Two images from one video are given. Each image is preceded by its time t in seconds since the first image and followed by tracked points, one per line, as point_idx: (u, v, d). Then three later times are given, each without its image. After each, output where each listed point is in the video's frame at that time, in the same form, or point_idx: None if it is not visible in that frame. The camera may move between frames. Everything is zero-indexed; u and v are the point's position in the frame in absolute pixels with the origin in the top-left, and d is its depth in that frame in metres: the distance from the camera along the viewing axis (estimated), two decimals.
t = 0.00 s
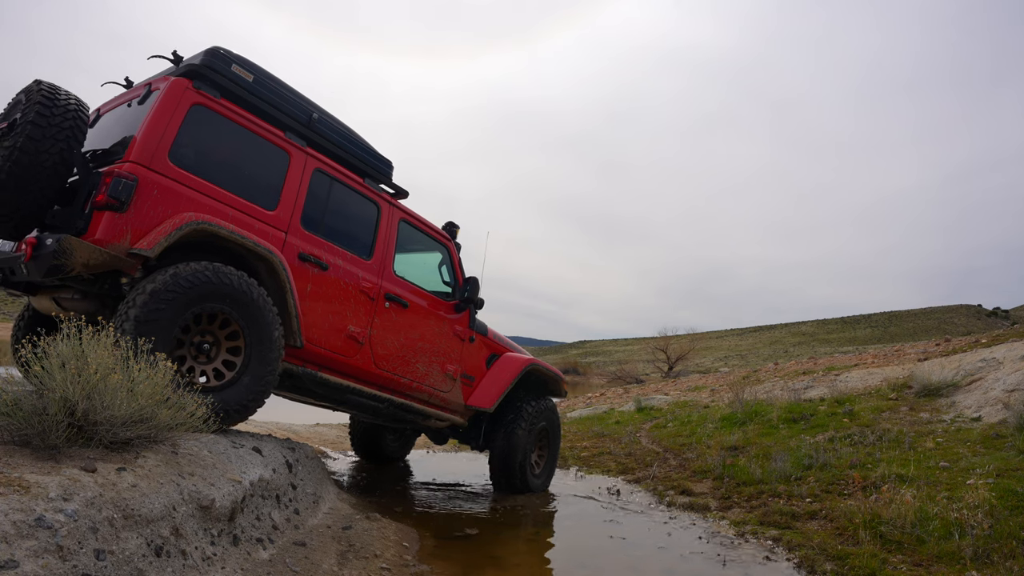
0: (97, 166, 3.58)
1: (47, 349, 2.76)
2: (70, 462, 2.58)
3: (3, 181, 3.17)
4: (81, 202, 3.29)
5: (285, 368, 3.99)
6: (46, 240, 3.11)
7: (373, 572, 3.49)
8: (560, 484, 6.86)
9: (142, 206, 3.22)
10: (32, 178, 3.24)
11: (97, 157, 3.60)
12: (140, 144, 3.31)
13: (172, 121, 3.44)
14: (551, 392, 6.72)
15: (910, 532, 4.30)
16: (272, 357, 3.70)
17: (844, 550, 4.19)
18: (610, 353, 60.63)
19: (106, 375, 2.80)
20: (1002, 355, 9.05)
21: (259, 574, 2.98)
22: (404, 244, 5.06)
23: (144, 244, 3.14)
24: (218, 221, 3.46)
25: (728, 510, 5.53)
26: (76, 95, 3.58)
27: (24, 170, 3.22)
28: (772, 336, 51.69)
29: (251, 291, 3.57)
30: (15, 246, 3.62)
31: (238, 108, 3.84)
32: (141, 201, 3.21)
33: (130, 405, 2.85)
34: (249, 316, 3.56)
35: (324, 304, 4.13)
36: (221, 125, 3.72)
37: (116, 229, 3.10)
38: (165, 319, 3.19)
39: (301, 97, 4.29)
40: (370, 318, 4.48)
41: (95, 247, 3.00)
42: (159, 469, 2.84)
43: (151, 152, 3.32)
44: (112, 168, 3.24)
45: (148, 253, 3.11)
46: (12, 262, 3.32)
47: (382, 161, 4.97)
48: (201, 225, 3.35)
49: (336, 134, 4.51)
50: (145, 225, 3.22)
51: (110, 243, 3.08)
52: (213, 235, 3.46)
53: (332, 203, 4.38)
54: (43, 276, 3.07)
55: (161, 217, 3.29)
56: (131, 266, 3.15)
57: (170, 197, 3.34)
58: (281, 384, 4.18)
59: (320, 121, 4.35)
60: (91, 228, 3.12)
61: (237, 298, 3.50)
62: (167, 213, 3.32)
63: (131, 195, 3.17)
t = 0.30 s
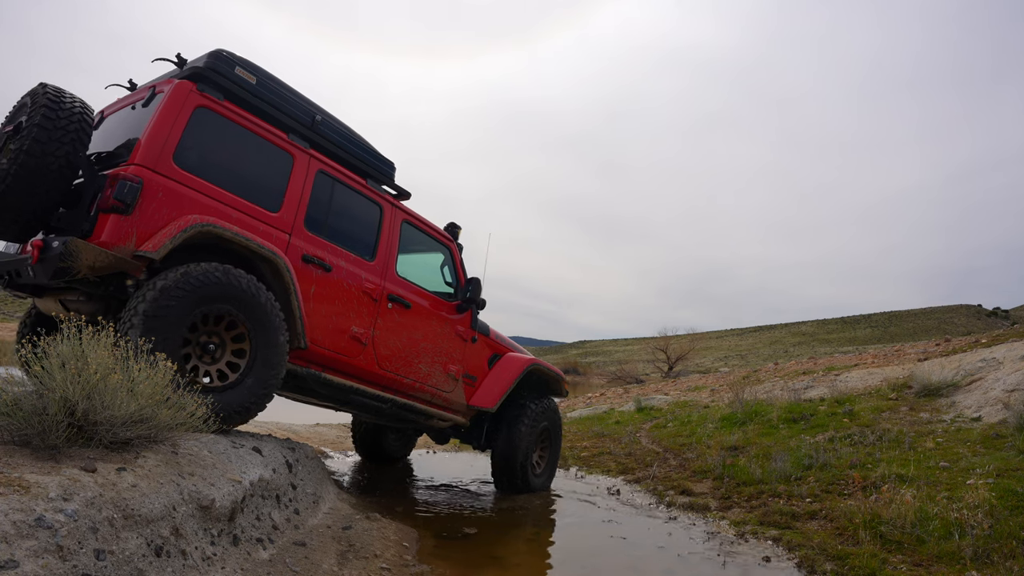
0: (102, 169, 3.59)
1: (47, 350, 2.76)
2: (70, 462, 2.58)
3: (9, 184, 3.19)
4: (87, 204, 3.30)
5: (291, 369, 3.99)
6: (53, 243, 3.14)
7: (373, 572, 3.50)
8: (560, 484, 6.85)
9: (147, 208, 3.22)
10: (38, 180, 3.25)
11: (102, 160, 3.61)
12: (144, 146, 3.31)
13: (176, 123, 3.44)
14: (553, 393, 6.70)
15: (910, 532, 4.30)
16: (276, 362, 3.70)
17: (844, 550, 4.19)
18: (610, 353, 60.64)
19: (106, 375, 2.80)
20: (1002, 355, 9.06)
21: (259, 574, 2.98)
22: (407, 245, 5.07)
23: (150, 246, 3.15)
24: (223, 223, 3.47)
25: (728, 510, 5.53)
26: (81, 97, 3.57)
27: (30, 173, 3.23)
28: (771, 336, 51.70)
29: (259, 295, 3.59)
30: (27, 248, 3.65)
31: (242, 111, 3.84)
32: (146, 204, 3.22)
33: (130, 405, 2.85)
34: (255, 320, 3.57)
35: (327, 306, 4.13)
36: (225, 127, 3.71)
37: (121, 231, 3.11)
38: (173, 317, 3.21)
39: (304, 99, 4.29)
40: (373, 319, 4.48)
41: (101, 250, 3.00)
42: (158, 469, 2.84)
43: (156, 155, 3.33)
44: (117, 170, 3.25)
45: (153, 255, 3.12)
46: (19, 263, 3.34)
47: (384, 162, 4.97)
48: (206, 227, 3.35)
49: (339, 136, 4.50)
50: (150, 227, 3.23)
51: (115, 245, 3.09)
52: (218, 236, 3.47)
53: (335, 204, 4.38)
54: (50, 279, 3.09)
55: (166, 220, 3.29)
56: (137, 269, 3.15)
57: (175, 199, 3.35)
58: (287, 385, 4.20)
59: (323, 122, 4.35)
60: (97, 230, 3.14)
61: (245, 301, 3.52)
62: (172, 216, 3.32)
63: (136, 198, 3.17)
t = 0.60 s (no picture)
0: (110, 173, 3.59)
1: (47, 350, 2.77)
2: (70, 462, 2.58)
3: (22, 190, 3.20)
4: (98, 208, 3.31)
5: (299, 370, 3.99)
6: (65, 246, 3.14)
7: (373, 572, 3.50)
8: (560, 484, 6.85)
9: (157, 212, 3.23)
10: (50, 186, 3.25)
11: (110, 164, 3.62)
12: (154, 151, 3.32)
13: (185, 128, 3.45)
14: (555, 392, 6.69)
15: (910, 532, 4.30)
16: (281, 371, 3.72)
17: (844, 550, 4.19)
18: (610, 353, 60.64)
19: (106, 375, 2.81)
20: (1002, 355, 9.06)
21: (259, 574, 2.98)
22: (411, 246, 5.07)
23: (160, 249, 3.15)
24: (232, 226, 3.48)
25: (728, 510, 5.54)
26: (91, 103, 3.58)
27: (41, 178, 3.22)
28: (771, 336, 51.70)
29: (274, 302, 3.64)
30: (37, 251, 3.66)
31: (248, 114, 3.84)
32: (156, 207, 3.22)
33: (130, 405, 2.85)
34: (267, 327, 3.62)
35: (334, 307, 4.14)
36: (232, 131, 3.71)
37: (132, 235, 3.11)
38: (189, 311, 3.26)
39: (309, 102, 4.29)
40: (379, 319, 4.49)
41: (111, 253, 3.02)
42: (158, 469, 2.84)
43: (165, 160, 3.34)
44: (127, 174, 3.25)
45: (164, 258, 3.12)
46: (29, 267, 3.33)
47: (388, 164, 4.97)
48: (215, 230, 3.36)
49: (344, 138, 4.50)
50: (160, 231, 3.23)
51: (126, 248, 3.09)
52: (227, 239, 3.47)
53: (340, 206, 4.38)
54: (63, 282, 3.11)
55: (176, 222, 3.30)
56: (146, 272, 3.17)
57: (184, 202, 3.35)
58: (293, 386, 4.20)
59: (328, 125, 4.35)
60: (107, 234, 3.15)
61: (259, 306, 3.57)
62: (181, 218, 3.33)
63: (146, 201, 3.18)
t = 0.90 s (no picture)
0: (125, 180, 3.61)
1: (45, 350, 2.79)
2: (70, 462, 2.58)
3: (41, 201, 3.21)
4: (116, 217, 3.32)
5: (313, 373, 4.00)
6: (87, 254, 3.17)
7: (373, 572, 3.50)
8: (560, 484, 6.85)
9: (174, 219, 3.24)
10: (69, 196, 3.26)
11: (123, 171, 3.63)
12: (170, 159, 3.33)
13: (199, 135, 3.46)
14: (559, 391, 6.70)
15: (910, 532, 4.30)
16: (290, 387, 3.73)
17: (844, 550, 4.19)
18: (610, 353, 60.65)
19: (106, 375, 2.82)
20: (1002, 355, 9.06)
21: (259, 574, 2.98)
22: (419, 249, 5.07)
23: (178, 255, 3.16)
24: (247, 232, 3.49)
25: (728, 510, 5.54)
26: (106, 112, 3.58)
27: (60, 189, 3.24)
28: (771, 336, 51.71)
29: (298, 322, 3.73)
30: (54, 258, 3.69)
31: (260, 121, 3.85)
32: (173, 215, 3.23)
33: (130, 404, 2.85)
34: (287, 342, 3.68)
35: (344, 310, 4.15)
36: (244, 138, 3.72)
37: (151, 243, 3.13)
38: (217, 306, 3.36)
39: (319, 108, 4.30)
40: (389, 321, 4.50)
41: (132, 260, 3.05)
42: (158, 469, 2.84)
43: (182, 168, 3.35)
44: (145, 182, 3.26)
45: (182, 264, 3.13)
46: (49, 275, 3.40)
47: (396, 168, 4.97)
48: (231, 236, 3.37)
49: (353, 144, 4.50)
50: (177, 238, 3.24)
51: (145, 255, 3.12)
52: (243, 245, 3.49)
53: (351, 211, 4.39)
54: (84, 290, 3.17)
55: (193, 229, 3.31)
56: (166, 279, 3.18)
57: (201, 210, 3.36)
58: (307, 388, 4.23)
59: (337, 131, 4.35)
60: (126, 241, 3.16)
61: (283, 321, 3.66)
62: (198, 225, 3.34)
63: (164, 209, 3.17)
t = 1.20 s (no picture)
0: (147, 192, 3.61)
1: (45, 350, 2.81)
2: (70, 462, 2.58)
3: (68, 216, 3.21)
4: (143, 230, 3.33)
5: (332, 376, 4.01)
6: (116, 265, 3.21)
7: (373, 572, 3.50)
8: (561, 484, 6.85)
9: (198, 232, 3.25)
10: (96, 211, 3.26)
11: (145, 184, 3.63)
12: (191, 171, 3.35)
13: (219, 146, 3.47)
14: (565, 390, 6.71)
15: (910, 532, 4.30)
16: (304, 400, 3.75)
17: (844, 550, 4.19)
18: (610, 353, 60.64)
19: (105, 374, 2.83)
20: (1002, 355, 9.06)
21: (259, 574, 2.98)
22: (429, 254, 5.09)
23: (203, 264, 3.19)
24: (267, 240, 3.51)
25: (728, 510, 5.54)
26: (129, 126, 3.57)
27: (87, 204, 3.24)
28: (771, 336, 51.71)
29: (325, 343, 3.82)
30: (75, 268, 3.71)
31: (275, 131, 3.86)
32: (197, 227, 3.25)
33: (130, 404, 2.86)
34: (310, 358, 3.74)
35: (360, 314, 4.16)
36: (260, 149, 3.73)
37: (176, 254, 3.15)
38: (256, 305, 3.48)
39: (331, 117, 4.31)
40: (403, 324, 4.51)
41: (160, 270, 3.06)
42: (159, 469, 2.84)
43: (204, 179, 3.37)
44: (168, 195, 3.29)
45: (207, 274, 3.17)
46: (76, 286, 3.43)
47: (405, 174, 4.99)
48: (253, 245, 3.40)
49: (364, 151, 4.51)
50: (200, 248, 3.26)
51: (172, 265, 3.14)
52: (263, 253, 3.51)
53: (364, 217, 4.41)
54: (114, 301, 3.20)
55: (216, 240, 3.33)
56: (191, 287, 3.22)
57: (223, 220, 3.38)
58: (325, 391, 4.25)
59: (349, 139, 4.36)
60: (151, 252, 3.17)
61: (312, 336, 3.75)
62: (221, 235, 3.37)
63: (189, 221, 3.20)
